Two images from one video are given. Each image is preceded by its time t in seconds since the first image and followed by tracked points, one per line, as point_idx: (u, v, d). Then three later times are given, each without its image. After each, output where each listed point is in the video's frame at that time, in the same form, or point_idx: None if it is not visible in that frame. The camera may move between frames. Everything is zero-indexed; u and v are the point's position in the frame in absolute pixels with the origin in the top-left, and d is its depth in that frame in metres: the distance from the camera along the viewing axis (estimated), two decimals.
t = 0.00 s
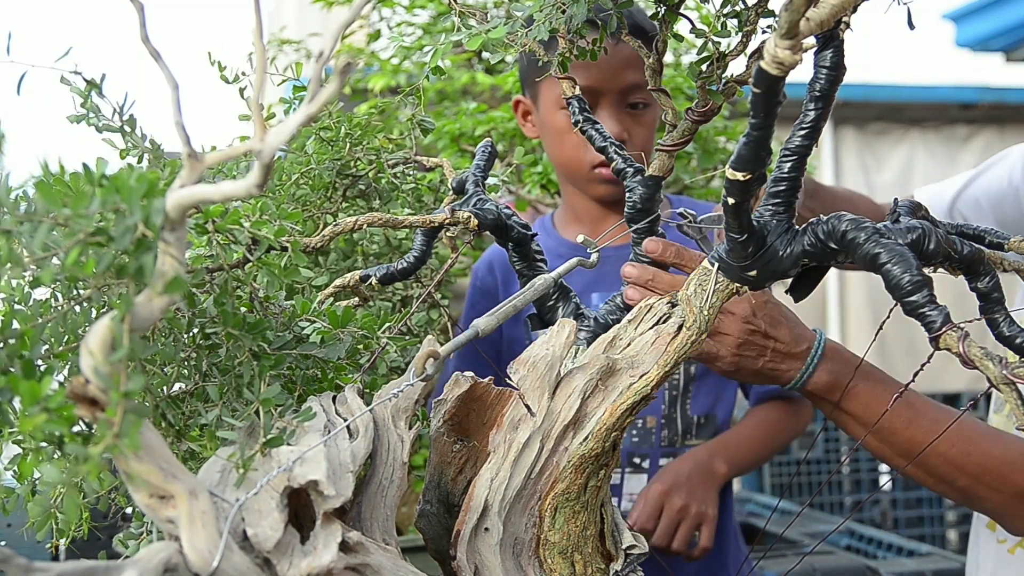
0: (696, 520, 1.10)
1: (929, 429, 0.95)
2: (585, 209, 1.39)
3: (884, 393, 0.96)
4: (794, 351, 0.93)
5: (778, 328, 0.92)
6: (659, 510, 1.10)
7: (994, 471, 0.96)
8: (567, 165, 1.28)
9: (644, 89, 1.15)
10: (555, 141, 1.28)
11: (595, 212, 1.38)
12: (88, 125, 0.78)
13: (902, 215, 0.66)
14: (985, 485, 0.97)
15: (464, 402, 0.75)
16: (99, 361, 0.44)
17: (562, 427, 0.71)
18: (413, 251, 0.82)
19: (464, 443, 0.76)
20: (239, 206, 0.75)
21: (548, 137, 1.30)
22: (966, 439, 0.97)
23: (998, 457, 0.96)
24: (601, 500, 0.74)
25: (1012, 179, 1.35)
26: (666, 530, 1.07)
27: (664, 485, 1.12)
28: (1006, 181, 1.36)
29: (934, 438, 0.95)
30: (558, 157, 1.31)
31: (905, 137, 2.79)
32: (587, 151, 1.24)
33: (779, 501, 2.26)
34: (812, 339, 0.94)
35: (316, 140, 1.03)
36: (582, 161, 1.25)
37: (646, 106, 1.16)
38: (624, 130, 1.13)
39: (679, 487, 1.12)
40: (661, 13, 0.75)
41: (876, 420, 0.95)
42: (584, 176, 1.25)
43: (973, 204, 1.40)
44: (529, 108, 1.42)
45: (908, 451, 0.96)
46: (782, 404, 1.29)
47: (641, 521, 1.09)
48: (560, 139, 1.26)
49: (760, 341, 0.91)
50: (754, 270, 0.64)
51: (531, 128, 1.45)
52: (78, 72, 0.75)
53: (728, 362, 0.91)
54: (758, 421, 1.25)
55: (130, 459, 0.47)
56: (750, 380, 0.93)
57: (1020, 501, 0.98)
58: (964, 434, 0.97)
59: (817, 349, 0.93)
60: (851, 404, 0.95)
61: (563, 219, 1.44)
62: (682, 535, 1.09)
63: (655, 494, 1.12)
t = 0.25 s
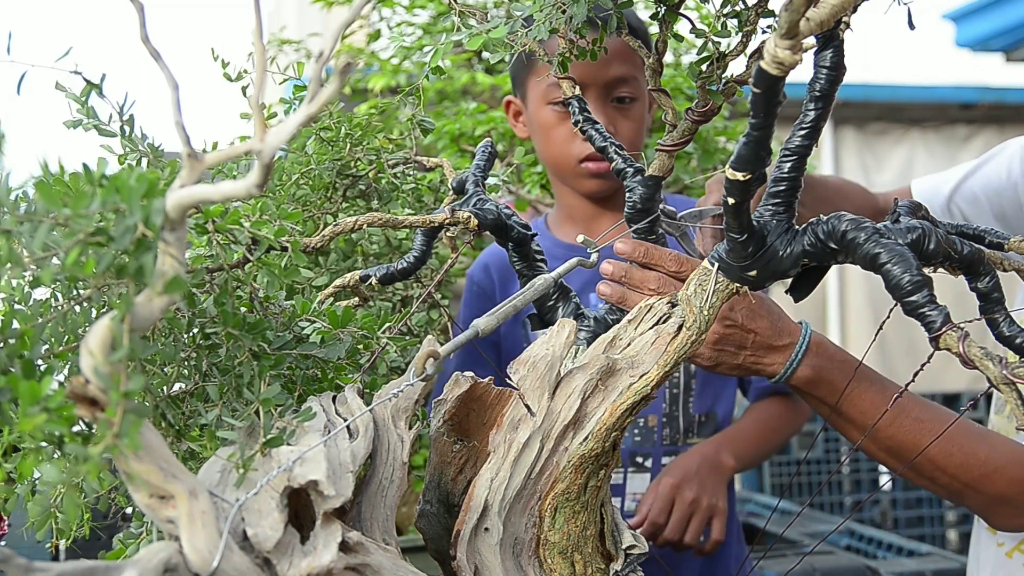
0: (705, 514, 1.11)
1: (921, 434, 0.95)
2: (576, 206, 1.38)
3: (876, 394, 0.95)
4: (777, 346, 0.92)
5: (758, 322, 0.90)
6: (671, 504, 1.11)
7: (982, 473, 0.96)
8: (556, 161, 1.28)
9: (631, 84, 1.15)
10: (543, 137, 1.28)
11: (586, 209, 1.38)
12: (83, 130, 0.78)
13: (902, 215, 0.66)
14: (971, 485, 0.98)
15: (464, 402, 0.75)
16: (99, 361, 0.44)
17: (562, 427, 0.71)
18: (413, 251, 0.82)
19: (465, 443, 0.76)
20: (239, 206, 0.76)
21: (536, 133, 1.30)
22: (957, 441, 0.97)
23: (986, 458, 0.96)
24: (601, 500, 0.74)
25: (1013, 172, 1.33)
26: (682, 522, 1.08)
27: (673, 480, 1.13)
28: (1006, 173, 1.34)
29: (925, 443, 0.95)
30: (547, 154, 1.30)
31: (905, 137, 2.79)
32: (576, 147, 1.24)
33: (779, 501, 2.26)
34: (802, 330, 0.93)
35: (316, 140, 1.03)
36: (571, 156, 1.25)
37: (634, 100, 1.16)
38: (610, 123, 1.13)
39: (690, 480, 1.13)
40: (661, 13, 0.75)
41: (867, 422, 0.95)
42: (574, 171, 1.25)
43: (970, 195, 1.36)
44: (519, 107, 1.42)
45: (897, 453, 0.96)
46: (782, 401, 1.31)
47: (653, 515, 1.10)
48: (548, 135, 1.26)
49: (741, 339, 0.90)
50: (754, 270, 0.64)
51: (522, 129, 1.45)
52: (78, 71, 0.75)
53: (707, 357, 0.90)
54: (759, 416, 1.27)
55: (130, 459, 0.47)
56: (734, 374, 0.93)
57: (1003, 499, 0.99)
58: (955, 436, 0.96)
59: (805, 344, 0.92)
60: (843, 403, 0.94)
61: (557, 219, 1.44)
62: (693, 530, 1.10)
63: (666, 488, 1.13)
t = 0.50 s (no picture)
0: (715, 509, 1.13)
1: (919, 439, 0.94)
2: (570, 206, 1.38)
3: (875, 397, 0.95)
4: (778, 350, 0.92)
5: (757, 326, 0.90)
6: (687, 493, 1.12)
7: (981, 481, 0.96)
8: (549, 160, 1.28)
9: (622, 82, 1.15)
10: (535, 136, 1.28)
11: (579, 207, 1.38)
12: (84, 128, 0.78)
13: (902, 215, 0.66)
14: (969, 492, 0.97)
15: (464, 402, 0.75)
16: (99, 361, 0.44)
17: (562, 427, 0.71)
18: (412, 251, 0.82)
19: (465, 444, 0.76)
20: (239, 206, 0.76)
21: (528, 132, 1.30)
22: (956, 447, 0.96)
23: (986, 467, 0.96)
24: (601, 500, 0.74)
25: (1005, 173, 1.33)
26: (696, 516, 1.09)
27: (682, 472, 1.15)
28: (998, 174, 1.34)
29: (923, 447, 0.95)
30: (539, 152, 1.30)
31: (905, 138, 2.79)
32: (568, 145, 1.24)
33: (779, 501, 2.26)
34: (803, 335, 0.93)
35: (316, 140, 1.03)
36: (564, 155, 1.25)
37: (625, 98, 1.16)
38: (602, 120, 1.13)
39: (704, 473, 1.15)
40: (661, 13, 0.75)
41: (867, 425, 0.94)
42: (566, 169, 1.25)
43: (962, 197, 1.37)
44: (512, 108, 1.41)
45: (895, 456, 0.96)
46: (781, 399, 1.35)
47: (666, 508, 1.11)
48: (540, 134, 1.26)
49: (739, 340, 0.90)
50: (754, 270, 0.64)
51: (514, 129, 1.45)
52: (78, 71, 0.75)
53: (707, 363, 0.91)
54: (760, 413, 1.31)
55: (130, 459, 0.47)
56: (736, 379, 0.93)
57: (1002, 507, 0.99)
58: (954, 442, 0.96)
59: (806, 348, 0.92)
60: (842, 405, 0.94)
61: (552, 219, 1.44)
62: (699, 524, 1.12)
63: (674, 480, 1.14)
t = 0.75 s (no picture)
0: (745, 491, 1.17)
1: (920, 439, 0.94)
2: (568, 205, 1.38)
3: (876, 398, 0.95)
4: (778, 350, 0.92)
5: (758, 326, 0.90)
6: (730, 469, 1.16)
7: (982, 482, 0.96)
8: (547, 160, 1.27)
9: (619, 81, 1.15)
10: (532, 135, 1.28)
11: (578, 207, 1.38)
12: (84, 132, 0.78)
13: (902, 215, 0.66)
14: (969, 493, 0.97)
15: (464, 402, 0.75)
16: (100, 361, 0.44)
17: (562, 427, 0.71)
18: (412, 251, 0.82)
19: (465, 444, 0.76)
20: (239, 206, 0.76)
21: (526, 132, 1.30)
22: (957, 448, 0.96)
23: (986, 467, 0.96)
24: (601, 500, 0.74)
25: (1001, 175, 1.33)
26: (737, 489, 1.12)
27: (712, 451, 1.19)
28: (993, 177, 1.34)
29: (923, 447, 0.95)
30: (537, 152, 1.30)
31: (905, 138, 2.79)
32: (566, 145, 1.24)
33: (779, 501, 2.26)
34: (803, 335, 0.93)
35: (316, 140, 1.03)
36: (562, 154, 1.24)
37: (622, 97, 1.16)
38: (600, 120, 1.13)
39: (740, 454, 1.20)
40: (661, 13, 0.75)
41: (867, 425, 0.94)
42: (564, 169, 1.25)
43: (958, 200, 1.36)
44: (509, 108, 1.41)
45: (895, 457, 0.96)
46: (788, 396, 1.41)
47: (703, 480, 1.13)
48: (537, 133, 1.26)
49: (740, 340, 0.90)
50: (754, 270, 0.64)
51: (512, 129, 1.45)
52: (78, 71, 0.75)
53: (707, 363, 0.91)
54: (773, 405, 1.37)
55: (130, 459, 0.47)
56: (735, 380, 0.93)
57: (1003, 509, 0.99)
58: (956, 443, 0.96)
59: (806, 348, 0.92)
60: (843, 405, 0.94)
61: (551, 219, 1.44)
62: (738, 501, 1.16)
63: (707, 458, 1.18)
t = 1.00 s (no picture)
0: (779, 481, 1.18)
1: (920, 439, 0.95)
2: (568, 205, 1.38)
3: (875, 398, 0.95)
4: (777, 351, 0.92)
5: (760, 326, 0.90)
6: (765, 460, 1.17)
7: (982, 482, 0.96)
8: (546, 159, 1.27)
9: (618, 80, 1.15)
10: (532, 135, 1.28)
11: (577, 207, 1.38)
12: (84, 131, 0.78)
13: (902, 215, 0.66)
14: (970, 493, 0.97)
15: (464, 402, 0.75)
16: (99, 361, 0.44)
17: (563, 427, 0.71)
18: (412, 251, 0.82)
19: (464, 444, 0.76)
20: (239, 206, 0.76)
21: (525, 131, 1.30)
22: (957, 448, 0.96)
23: (987, 467, 0.96)
24: (601, 501, 0.74)
25: (1000, 175, 1.33)
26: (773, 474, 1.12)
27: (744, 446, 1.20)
28: (993, 176, 1.33)
29: (923, 447, 0.95)
30: (537, 151, 1.30)
31: (905, 138, 2.79)
32: (566, 144, 1.24)
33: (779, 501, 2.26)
34: (803, 336, 0.93)
35: (316, 140, 1.03)
36: (561, 154, 1.24)
37: (622, 97, 1.16)
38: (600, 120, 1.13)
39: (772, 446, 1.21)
40: (661, 13, 0.75)
41: (867, 426, 0.94)
42: (565, 168, 1.25)
43: (958, 201, 1.36)
44: (510, 108, 1.41)
45: (895, 457, 0.96)
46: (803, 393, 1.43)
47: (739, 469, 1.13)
48: (537, 133, 1.25)
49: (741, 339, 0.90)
50: (754, 270, 0.64)
51: (512, 130, 1.45)
52: (78, 72, 0.75)
53: (706, 363, 0.91)
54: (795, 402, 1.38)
55: (130, 459, 0.47)
56: (736, 380, 0.93)
57: (1003, 509, 0.99)
58: (956, 443, 0.96)
59: (806, 349, 0.92)
60: (842, 406, 0.94)
61: (551, 219, 1.44)
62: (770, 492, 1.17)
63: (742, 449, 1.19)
